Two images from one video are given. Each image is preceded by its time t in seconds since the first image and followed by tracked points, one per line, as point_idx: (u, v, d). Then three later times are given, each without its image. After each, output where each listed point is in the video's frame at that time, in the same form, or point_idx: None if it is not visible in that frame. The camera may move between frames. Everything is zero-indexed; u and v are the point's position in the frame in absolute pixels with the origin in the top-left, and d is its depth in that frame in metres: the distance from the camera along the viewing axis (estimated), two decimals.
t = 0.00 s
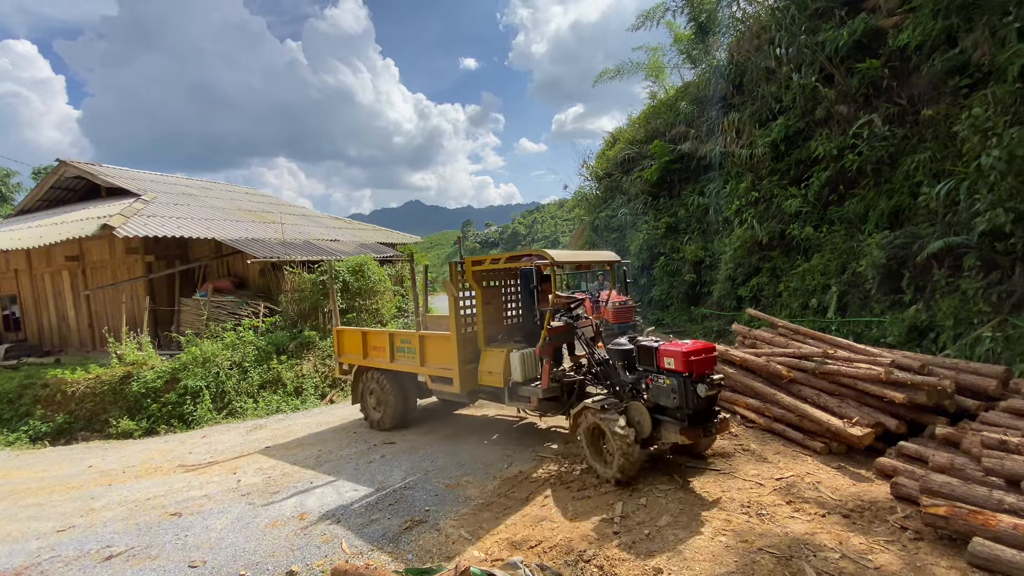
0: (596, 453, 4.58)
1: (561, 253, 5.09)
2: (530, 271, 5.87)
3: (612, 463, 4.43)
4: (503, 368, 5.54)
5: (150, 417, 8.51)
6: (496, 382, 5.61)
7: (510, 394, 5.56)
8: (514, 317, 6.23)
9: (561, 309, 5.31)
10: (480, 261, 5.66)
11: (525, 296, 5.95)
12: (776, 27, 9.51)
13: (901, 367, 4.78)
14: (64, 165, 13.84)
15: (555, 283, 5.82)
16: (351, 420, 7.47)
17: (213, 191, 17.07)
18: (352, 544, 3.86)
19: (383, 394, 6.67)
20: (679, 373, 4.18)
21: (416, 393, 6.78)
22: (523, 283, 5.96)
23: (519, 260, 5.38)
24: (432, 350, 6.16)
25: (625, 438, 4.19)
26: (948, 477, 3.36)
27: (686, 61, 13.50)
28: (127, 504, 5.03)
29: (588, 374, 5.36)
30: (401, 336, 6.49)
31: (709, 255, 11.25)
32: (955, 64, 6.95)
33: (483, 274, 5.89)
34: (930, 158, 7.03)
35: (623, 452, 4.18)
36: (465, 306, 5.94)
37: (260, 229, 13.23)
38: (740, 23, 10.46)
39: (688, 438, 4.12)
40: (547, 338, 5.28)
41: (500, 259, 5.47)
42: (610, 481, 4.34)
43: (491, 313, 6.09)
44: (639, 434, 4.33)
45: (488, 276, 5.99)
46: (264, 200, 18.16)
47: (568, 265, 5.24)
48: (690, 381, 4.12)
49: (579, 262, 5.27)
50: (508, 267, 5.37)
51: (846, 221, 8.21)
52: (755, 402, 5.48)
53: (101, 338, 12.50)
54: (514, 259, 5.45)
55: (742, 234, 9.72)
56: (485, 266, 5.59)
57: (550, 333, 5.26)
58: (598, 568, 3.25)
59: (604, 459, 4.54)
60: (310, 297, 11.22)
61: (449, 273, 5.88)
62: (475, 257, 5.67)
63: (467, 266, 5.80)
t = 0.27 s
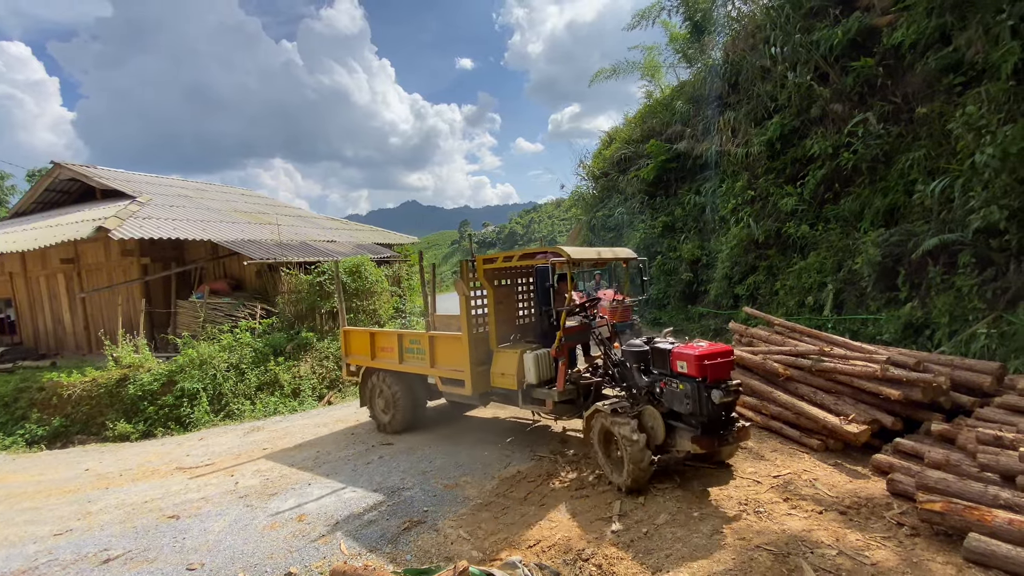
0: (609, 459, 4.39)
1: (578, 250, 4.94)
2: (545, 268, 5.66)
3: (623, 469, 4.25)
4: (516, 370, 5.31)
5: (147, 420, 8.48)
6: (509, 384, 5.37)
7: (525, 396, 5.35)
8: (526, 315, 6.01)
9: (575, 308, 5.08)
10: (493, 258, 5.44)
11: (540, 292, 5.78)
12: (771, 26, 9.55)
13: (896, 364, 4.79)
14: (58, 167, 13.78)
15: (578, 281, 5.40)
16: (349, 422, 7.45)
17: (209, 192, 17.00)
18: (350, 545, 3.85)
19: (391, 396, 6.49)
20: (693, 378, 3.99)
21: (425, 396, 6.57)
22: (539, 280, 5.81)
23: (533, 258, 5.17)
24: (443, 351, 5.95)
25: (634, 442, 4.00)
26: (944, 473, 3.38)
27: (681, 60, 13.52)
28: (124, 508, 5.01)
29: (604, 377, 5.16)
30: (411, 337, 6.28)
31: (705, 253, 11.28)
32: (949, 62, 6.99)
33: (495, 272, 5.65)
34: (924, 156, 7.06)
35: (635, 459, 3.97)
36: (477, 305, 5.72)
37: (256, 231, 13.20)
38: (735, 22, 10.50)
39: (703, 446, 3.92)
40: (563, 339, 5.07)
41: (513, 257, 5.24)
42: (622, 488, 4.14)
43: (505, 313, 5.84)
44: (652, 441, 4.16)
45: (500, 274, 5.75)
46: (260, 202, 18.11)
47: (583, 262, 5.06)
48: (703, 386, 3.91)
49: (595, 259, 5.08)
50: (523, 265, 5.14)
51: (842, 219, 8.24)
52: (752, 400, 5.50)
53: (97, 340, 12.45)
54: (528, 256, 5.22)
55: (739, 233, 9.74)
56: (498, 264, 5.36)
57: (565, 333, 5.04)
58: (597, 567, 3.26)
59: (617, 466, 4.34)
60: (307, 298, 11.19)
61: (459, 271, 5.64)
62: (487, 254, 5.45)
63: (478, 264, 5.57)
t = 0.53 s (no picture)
0: (619, 463, 4.22)
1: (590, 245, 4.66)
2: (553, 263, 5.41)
3: (632, 475, 4.08)
4: (525, 369, 5.11)
5: (143, 421, 8.44)
6: (518, 384, 5.18)
7: (534, 396, 5.15)
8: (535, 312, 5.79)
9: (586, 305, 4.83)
10: (501, 254, 5.22)
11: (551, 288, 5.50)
12: (765, 22, 9.56)
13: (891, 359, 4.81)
14: (51, 167, 13.67)
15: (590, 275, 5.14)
16: (346, 421, 7.43)
17: (203, 192, 16.89)
18: (348, 544, 3.85)
19: (398, 396, 6.34)
20: (704, 382, 3.74)
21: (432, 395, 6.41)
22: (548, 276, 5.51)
23: (542, 253, 4.90)
24: (450, 349, 5.77)
25: (643, 448, 3.82)
26: (939, 467, 3.40)
27: (677, 57, 13.51)
28: (121, 509, 4.99)
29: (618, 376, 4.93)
30: (417, 335, 6.13)
31: (701, 250, 11.30)
32: (943, 58, 7.00)
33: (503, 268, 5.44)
34: (918, 151, 7.09)
35: (641, 464, 3.81)
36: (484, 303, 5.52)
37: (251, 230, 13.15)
38: (730, 18, 10.50)
39: (712, 455, 3.69)
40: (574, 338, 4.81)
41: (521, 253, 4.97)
42: (631, 494, 3.98)
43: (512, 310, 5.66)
44: (662, 446, 3.97)
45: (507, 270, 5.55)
46: (255, 201, 18.03)
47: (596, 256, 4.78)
48: (715, 391, 3.66)
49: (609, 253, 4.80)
50: (532, 260, 4.89)
51: (837, 214, 8.26)
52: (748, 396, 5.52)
53: (92, 341, 12.39)
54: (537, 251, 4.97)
55: (735, 229, 9.76)
56: (505, 259, 5.14)
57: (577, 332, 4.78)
58: (594, 563, 3.27)
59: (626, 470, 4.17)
60: (303, 298, 11.14)
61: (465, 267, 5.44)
62: (495, 249, 5.23)
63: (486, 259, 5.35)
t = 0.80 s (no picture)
0: (626, 463, 4.05)
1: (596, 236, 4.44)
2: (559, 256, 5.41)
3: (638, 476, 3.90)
4: (529, 367, 4.88)
5: (133, 421, 8.34)
6: (522, 382, 4.95)
7: (539, 395, 4.93)
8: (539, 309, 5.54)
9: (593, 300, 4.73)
10: (503, 246, 5.01)
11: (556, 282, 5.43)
12: (756, 16, 9.58)
13: (882, 351, 4.84)
14: (35, 164, 13.46)
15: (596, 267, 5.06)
16: (339, 420, 7.39)
17: (192, 189, 16.69)
18: (342, 543, 3.83)
19: (399, 394, 6.17)
20: (715, 378, 3.60)
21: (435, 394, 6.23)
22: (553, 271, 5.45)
23: (547, 245, 4.69)
24: (452, 346, 5.56)
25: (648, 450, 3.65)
26: (929, 458, 3.43)
27: (668, 51, 13.49)
28: (111, 510, 4.94)
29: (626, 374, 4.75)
30: (418, 331, 5.93)
31: (694, 245, 11.32)
32: (932, 52, 7.03)
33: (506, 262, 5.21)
34: (908, 145, 7.13)
35: (647, 466, 3.64)
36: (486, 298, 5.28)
37: (242, 228, 13.03)
38: (721, 12, 10.51)
39: (723, 456, 3.51)
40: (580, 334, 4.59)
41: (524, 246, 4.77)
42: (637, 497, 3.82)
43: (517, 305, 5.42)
44: (669, 446, 3.76)
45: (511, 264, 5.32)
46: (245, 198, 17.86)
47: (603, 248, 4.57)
48: (726, 387, 3.52)
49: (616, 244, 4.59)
50: (535, 253, 4.68)
51: (827, 208, 8.31)
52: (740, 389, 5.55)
53: (80, 341, 12.24)
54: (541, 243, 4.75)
55: (727, 224, 9.78)
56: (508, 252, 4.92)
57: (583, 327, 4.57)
58: (588, 559, 3.28)
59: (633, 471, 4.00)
60: (295, 295, 11.05)
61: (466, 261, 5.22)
62: (497, 242, 5.03)
63: (488, 252, 5.14)
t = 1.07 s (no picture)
0: (630, 467, 3.85)
1: (597, 226, 4.20)
2: (557, 245, 4.62)
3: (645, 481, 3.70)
4: (529, 364, 4.64)
5: (117, 421, 8.20)
6: (521, 380, 4.72)
7: (539, 393, 4.71)
8: (538, 304, 5.29)
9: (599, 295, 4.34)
10: (501, 237, 4.81)
11: (556, 274, 4.77)
12: (744, 9, 9.61)
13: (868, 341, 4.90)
14: (11, 160, 13.11)
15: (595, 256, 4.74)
16: (329, 417, 7.32)
17: (175, 184, 16.38)
18: (332, 541, 3.80)
19: (399, 391, 6.02)
20: (727, 376, 3.40)
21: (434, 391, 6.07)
22: (551, 260, 4.76)
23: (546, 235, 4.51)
24: (450, 342, 5.38)
25: (659, 449, 3.48)
26: (914, 446, 3.48)
27: (656, 44, 13.46)
28: (95, 512, 4.85)
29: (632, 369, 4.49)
30: (416, 326, 5.75)
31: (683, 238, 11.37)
32: (916, 45, 7.10)
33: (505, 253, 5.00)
34: (892, 137, 7.20)
35: (657, 467, 3.47)
36: (485, 291, 5.05)
37: (227, 223, 12.83)
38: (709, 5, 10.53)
39: (737, 459, 3.37)
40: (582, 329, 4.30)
41: (523, 237, 4.58)
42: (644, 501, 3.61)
43: (520, 299, 5.18)
44: (680, 448, 3.62)
45: (511, 256, 5.11)
46: (230, 193, 17.58)
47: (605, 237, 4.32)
48: (740, 386, 3.33)
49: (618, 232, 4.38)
50: (534, 243, 4.49)
51: (814, 200, 8.37)
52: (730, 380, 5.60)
53: (62, 341, 11.99)
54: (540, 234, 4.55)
55: (715, 217, 9.82)
56: (506, 244, 4.72)
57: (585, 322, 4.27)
58: (581, 551, 3.28)
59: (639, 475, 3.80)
60: (282, 292, 10.91)
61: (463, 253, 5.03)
62: (495, 233, 4.83)
63: (485, 244, 4.95)
